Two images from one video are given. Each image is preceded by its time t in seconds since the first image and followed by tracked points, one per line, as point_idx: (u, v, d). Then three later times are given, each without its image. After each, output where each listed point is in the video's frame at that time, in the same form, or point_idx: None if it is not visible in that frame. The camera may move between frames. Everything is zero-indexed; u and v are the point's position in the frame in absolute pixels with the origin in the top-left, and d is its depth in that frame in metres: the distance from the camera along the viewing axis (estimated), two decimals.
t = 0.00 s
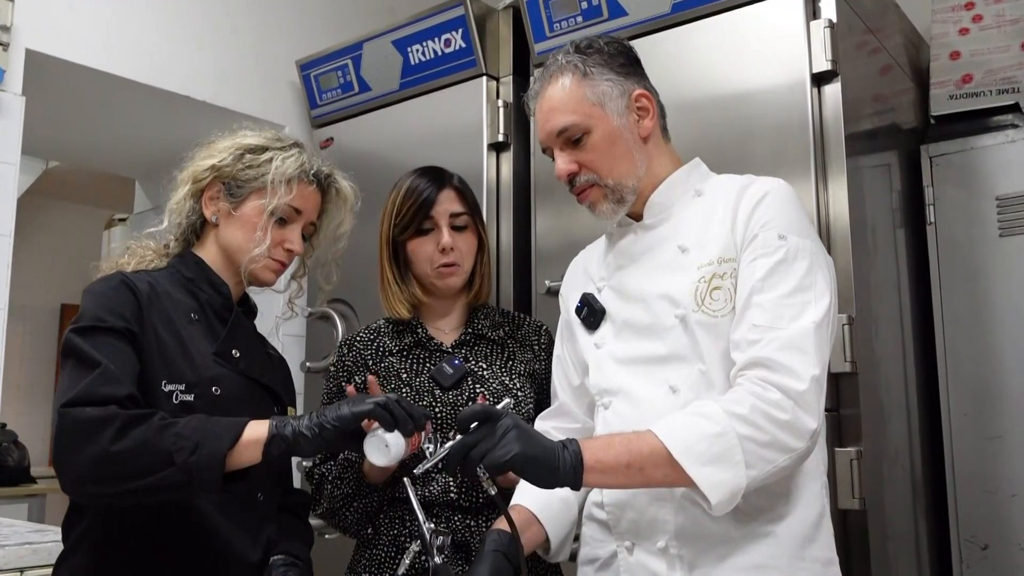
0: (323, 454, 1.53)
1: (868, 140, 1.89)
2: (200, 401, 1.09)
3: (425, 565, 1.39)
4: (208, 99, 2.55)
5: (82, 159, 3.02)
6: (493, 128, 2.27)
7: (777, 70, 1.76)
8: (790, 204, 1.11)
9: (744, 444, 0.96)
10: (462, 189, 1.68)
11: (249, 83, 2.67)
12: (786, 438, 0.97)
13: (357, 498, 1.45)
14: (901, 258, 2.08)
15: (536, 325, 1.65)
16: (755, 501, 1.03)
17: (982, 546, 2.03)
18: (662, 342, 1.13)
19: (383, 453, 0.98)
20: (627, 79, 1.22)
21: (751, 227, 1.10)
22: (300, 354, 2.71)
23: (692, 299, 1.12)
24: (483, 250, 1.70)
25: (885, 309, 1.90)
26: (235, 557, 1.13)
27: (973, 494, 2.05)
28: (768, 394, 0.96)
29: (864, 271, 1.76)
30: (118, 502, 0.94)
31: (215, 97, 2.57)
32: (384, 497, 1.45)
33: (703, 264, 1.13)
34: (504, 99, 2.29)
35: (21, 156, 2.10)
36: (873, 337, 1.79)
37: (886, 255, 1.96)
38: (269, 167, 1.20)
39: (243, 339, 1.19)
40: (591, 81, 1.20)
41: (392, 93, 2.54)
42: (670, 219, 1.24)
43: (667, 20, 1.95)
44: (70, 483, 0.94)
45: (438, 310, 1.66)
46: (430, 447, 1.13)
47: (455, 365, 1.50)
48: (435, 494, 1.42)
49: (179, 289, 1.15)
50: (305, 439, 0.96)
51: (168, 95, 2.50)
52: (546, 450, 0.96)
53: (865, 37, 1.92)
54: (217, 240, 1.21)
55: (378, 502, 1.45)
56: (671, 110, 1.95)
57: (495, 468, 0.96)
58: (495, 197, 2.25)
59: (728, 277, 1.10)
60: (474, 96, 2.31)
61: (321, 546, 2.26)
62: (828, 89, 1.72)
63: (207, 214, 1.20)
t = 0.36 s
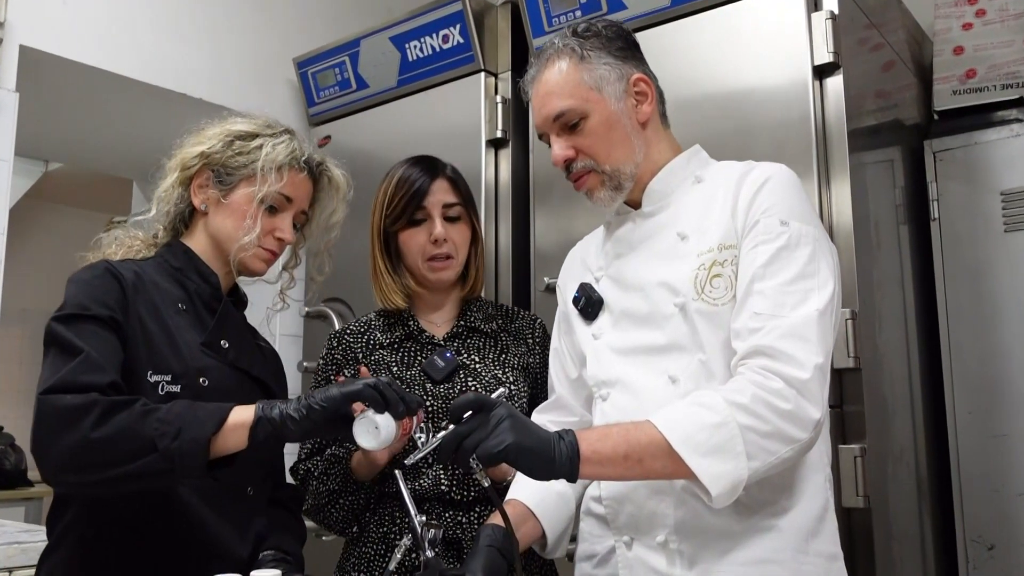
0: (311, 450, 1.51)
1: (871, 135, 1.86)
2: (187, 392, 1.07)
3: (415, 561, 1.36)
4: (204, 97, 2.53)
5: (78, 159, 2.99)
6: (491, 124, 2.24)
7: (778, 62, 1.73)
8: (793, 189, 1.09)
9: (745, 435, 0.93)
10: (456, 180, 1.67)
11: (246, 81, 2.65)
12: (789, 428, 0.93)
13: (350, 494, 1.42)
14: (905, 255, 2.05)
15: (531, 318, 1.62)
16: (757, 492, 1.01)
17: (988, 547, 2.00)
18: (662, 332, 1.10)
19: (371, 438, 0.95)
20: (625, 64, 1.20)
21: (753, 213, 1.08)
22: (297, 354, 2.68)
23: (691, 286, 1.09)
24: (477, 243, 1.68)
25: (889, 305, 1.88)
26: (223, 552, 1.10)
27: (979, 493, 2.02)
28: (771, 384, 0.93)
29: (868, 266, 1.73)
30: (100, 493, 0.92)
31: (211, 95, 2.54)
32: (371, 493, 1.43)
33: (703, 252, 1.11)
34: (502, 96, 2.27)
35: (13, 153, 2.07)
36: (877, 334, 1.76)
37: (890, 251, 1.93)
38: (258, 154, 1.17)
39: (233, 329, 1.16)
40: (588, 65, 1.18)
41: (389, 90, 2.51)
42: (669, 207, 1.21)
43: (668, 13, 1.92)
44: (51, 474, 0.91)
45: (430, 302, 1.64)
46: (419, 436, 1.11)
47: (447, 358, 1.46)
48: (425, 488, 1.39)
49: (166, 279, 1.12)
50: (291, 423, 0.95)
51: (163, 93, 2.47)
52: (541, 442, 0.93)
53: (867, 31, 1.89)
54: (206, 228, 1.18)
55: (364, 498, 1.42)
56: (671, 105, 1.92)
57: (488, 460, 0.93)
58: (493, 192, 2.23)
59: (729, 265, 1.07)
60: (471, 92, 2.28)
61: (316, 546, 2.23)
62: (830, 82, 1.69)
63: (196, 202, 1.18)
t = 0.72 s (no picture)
0: (308, 448, 1.45)
1: (875, 130, 1.83)
2: (174, 386, 1.04)
3: (407, 561, 1.33)
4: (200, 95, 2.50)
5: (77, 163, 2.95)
6: (490, 121, 2.21)
7: (781, 55, 1.69)
8: (796, 176, 1.05)
9: (748, 427, 0.90)
10: (454, 172, 1.64)
11: (242, 79, 2.62)
12: (793, 421, 0.90)
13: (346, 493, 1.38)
14: (910, 252, 2.01)
15: (528, 313, 1.60)
16: (760, 486, 0.97)
17: (997, 548, 1.96)
18: (661, 323, 1.07)
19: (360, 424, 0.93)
20: (623, 49, 1.17)
21: (755, 200, 1.04)
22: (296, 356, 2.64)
23: (691, 276, 1.06)
24: (475, 236, 1.65)
25: (895, 302, 1.84)
26: (212, 550, 1.07)
27: (987, 493, 1.98)
28: (774, 374, 0.90)
29: (873, 262, 1.70)
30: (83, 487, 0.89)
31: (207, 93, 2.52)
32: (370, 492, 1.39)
33: (703, 241, 1.08)
34: (501, 92, 2.24)
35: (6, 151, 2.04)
36: (883, 331, 1.73)
37: (896, 247, 1.90)
38: (248, 142, 1.15)
39: (223, 323, 1.13)
40: (584, 49, 1.15)
41: (387, 88, 2.48)
42: (668, 197, 1.18)
43: (671, 7, 1.90)
44: (32, 468, 0.88)
45: (426, 296, 1.61)
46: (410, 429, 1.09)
47: (441, 354, 1.44)
48: (417, 486, 1.36)
49: (154, 271, 1.09)
50: (279, 409, 0.92)
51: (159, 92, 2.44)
52: (537, 435, 0.90)
53: (871, 25, 1.86)
54: (195, 219, 1.15)
55: (364, 498, 1.38)
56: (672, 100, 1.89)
57: (482, 454, 0.90)
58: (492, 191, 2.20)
59: (730, 254, 1.04)
60: (470, 89, 2.25)
61: (311, 549, 2.19)
62: (834, 74, 1.65)
63: (185, 192, 1.15)
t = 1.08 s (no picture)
0: (300, 447, 1.43)
1: (879, 125, 1.80)
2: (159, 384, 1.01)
3: (400, 563, 1.30)
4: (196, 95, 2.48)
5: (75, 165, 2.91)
6: (489, 119, 2.18)
7: (783, 50, 1.66)
8: (798, 168, 1.03)
9: (750, 425, 0.86)
10: (450, 167, 1.61)
11: (239, 78, 2.59)
12: (796, 419, 0.87)
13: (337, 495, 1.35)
14: (915, 251, 1.98)
15: (527, 311, 1.57)
16: (762, 487, 0.94)
17: (1005, 550, 1.91)
18: (661, 319, 1.04)
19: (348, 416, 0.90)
20: (618, 39, 1.14)
21: (756, 192, 1.01)
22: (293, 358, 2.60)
23: (691, 270, 1.03)
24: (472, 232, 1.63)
25: (900, 301, 1.81)
26: (199, 553, 1.04)
27: (996, 495, 1.94)
28: (777, 370, 0.87)
29: (878, 260, 1.66)
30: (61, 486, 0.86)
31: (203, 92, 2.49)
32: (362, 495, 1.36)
33: (702, 234, 1.05)
34: (500, 90, 2.21)
35: None
36: (888, 330, 1.69)
37: (900, 246, 1.86)
38: (238, 135, 1.12)
39: (211, 319, 1.11)
40: (579, 40, 1.12)
41: (384, 86, 2.46)
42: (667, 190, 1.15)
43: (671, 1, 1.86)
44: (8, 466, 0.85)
45: (422, 294, 1.59)
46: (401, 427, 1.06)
47: (437, 352, 1.43)
48: (412, 489, 1.33)
49: (139, 266, 1.07)
50: (264, 402, 0.90)
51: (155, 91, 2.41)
52: (532, 434, 0.87)
53: (874, 21, 1.83)
54: (183, 213, 1.13)
55: (355, 500, 1.35)
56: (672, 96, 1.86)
57: (474, 452, 0.87)
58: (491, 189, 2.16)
59: (730, 247, 1.01)
60: (468, 87, 2.23)
61: (307, 554, 2.15)
62: (837, 69, 1.62)
63: (172, 186, 1.12)
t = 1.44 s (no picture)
0: (297, 449, 1.41)
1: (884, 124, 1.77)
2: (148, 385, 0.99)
3: (396, 567, 1.28)
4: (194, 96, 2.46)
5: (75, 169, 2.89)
6: (489, 119, 2.16)
7: (786, 47, 1.64)
8: (801, 164, 1.00)
9: (753, 426, 0.84)
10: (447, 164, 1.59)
11: (237, 80, 2.58)
12: (801, 421, 0.85)
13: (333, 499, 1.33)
14: (921, 252, 1.95)
15: (527, 312, 1.54)
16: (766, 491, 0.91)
17: (1013, 555, 1.89)
18: (662, 319, 1.02)
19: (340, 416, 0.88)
20: (614, 35, 1.12)
21: (758, 188, 0.99)
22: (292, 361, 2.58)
23: (692, 269, 1.00)
24: (471, 230, 1.60)
25: (906, 302, 1.78)
26: (188, 558, 1.02)
27: (1005, 499, 1.91)
28: (781, 371, 0.84)
29: (883, 260, 1.64)
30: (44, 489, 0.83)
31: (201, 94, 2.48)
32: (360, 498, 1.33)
33: (704, 232, 1.02)
34: (501, 90, 2.19)
35: None
36: (894, 332, 1.67)
37: (906, 246, 1.83)
38: (229, 132, 1.10)
39: (203, 320, 1.08)
40: (573, 40, 1.10)
41: (384, 87, 2.44)
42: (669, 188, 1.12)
43: None
44: None
45: (421, 294, 1.56)
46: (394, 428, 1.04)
47: (434, 352, 1.40)
48: (409, 492, 1.31)
49: (129, 265, 1.04)
50: (255, 400, 0.88)
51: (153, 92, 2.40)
52: (529, 436, 0.85)
53: (879, 19, 1.81)
54: (174, 212, 1.10)
55: (352, 504, 1.33)
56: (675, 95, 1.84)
57: (468, 455, 0.84)
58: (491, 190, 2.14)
59: (732, 245, 0.99)
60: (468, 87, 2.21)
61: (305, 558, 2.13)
62: (841, 67, 1.60)
63: (164, 183, 1.10)
